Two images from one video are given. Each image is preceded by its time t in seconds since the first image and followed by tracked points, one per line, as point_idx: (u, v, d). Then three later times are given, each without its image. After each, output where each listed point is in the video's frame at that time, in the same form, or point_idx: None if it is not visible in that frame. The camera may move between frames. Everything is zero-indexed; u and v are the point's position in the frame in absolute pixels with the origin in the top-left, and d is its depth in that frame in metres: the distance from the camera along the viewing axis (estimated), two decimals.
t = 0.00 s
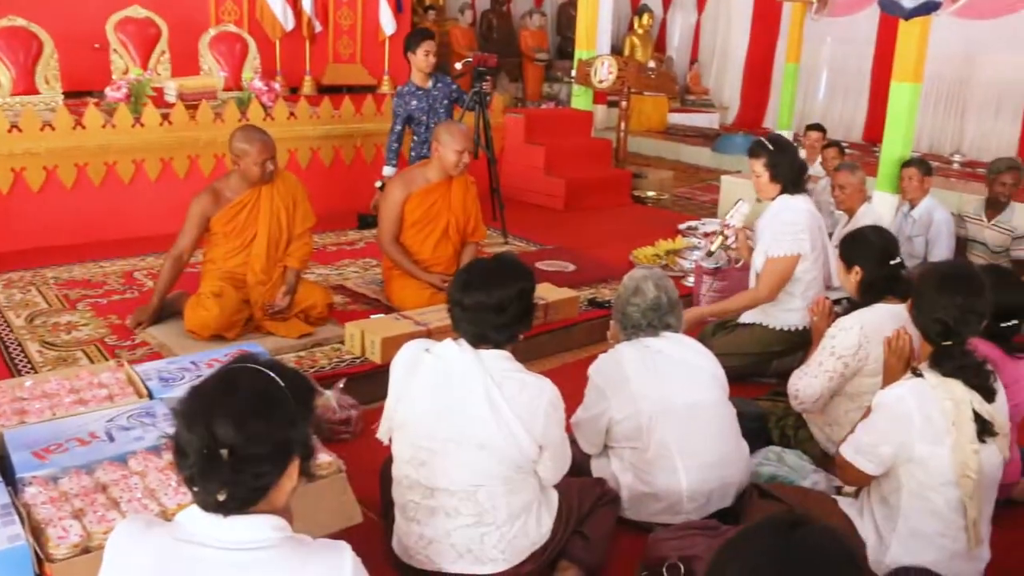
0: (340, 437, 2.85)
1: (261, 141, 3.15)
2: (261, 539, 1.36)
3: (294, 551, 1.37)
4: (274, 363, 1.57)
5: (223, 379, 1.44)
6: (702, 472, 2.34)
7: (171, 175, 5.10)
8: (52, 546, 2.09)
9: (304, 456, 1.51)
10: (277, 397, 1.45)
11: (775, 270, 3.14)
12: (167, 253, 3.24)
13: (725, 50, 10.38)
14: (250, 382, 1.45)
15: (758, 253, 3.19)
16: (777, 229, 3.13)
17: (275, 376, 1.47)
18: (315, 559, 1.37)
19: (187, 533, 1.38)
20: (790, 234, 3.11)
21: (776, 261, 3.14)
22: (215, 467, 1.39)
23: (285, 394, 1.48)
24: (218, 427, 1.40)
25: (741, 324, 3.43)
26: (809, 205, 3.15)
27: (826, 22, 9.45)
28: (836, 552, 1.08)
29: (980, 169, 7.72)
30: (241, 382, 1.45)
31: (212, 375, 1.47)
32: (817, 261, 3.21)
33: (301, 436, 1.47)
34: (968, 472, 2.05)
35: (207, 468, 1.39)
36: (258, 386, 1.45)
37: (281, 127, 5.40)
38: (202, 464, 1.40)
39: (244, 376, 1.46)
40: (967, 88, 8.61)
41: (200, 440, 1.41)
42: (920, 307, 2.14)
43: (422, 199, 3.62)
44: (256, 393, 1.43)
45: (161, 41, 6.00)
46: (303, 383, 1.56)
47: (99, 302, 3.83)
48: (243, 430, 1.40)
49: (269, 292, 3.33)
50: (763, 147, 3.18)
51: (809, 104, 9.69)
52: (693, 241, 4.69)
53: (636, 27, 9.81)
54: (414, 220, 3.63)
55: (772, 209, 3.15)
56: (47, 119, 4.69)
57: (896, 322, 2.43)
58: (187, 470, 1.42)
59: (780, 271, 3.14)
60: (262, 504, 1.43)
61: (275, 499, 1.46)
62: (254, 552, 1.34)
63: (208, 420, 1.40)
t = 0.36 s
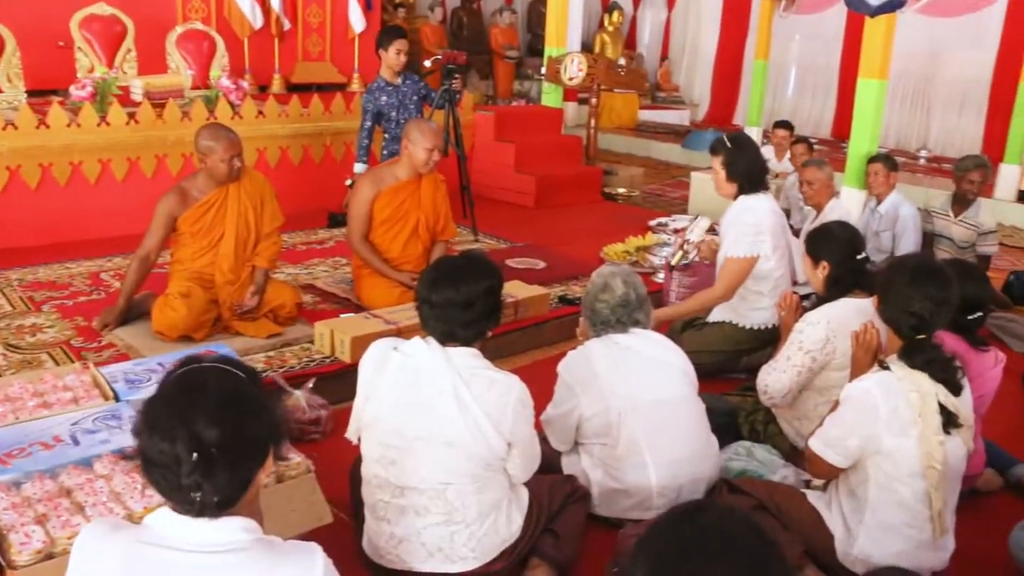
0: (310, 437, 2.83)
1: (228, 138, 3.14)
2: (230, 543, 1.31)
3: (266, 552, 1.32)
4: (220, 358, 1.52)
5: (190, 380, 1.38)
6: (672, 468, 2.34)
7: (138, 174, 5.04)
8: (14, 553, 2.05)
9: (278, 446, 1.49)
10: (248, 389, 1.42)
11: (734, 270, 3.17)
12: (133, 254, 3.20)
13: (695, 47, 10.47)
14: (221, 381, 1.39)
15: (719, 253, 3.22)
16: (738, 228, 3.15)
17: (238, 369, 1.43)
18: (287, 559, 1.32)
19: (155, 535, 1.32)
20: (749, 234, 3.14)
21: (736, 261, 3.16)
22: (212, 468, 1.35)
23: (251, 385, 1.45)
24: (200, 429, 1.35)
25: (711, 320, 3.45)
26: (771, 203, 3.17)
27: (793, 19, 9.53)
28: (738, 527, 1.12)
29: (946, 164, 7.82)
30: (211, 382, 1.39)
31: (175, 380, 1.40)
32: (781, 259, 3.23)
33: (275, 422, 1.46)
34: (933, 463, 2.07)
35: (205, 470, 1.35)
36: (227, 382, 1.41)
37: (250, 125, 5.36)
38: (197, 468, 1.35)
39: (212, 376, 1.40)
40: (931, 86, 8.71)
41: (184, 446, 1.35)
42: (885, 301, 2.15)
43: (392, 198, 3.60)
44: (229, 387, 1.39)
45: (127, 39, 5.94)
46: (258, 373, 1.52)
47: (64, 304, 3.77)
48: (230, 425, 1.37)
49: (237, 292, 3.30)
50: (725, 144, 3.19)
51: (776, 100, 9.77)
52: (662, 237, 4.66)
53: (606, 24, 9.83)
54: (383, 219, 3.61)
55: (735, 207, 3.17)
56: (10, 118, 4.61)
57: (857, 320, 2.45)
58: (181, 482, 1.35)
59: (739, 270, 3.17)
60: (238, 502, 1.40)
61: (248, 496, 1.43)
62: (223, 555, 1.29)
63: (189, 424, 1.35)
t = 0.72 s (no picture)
0: (279, 439, 2.80)
1: (194, 139, 3.11)
2: (191, 546, 1.29)
3: (230, 552, 1.30)
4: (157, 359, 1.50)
5: (144, 380, 1.36)
6: (640, 466, 2.33)
7: (103, 176, 5.00)
8: None
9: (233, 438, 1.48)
10: (198, 382, 1.41)
11: (705, 268, 3.16)
12: (98, 257, 3.16)
13: (665, 46, 10.53)
14: (172, 379, 1.37)
15: (691, 249, 3.21)
16: (710, 225, 3.15)
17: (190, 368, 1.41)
18: (251, 559, 1.30)
19: (117, 539, 1.29)
20: (720, 230, 3.13)
21: (706, 259, 3.15)
22: (177, 461, 1.33)
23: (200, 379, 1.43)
24: (156, 425, 1.33)
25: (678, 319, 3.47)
26: (741, 201, 3.18)
27: (760, 19, 9.62)
28: (647, 502, 1.23)
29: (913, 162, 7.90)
30: (160, 379, 1.37)
31: (122, 384, 1.37)
32: (751, 257, 3.24)
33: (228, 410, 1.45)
34: (898, 458, 2.08)
35: (170, 463, 1.32)
36: (177, 377, 1.39)
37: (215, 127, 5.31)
38: (161, 463, 1.32)
39: (162, 374, 1.38)
40: (897, 85, 8.82)
41: (142, 444, 1.32)
42: (848, 298, 2.17)
43: (360, 198, 3.59)
44: (180, 381, 1.38)
45: (91, 39, 5.87)
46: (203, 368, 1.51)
47: (28, 308, 3.72)
48: (187, 420, 1.35)
49: (204, 294, 3.27)
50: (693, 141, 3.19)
51: (745, 99, 9.84)
52: (632, 236, 4.68)
53: (575, 24, 9.86)
54: (351, 219, 3.59)
55: (708, 204, 3.18)
56: None
57: (822, 317, 2.47)
58: (145, 480, 1.32)
59: (710, 267, 3.16)
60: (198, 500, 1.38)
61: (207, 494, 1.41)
62: (186, 554, 1.27)
63: (145, 422, 1.32)
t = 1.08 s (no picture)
0: (245, 443, 2.77)
1: (157, 139, 3.07)
2: (147, 551, 1.27)
3: (185, 556, 1.28)
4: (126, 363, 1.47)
5: (87, 390, 1.32)
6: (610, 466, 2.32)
7: (65, 178, 4.92)
8: None
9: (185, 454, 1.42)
10: (149, 395, 1.36)
11: (682, 262, 3.16)
12: (59, 260, 3.11)
13: (635, 45, 10.55)
14: (120, 389, 1.33)
15: (668, 243, 3.22)
16: (685, 219, 3.15)
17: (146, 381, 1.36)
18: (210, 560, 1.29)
19: (68, 546, 1.27)
20: (695, 223, 3.13)
21: (683, 252, 3.15)
22: (104, 479, 1.28)
23: (154, 391, 1.38)
24: (94, 437, 1.29)
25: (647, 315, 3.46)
26: (718, 198, 3.18)
27: (727, 19, 9.68)
28: (601, 487, 1.27)
29: (879, 160, 7.98)
30: (107, 389, 1.33)
31: (70, 392, 1.34)
32: (723, 255, 3.25)
33: (180, 427, 1.39)
34: (864, 454, 2.09)
35: (95, 481, 1.28)
36: (126, 389, 1.35)
37: (180, 127, 5.24)
38: (88, 479, 1.28)
39: (109, 384, 1.34)
40: (863, 84, 8.91)
41: (77, 456, 1.28)
42: (813, 296, 2.17)
43: (326, 199, 3.55)
44: (126, 392, 1.33)
45: (52, 38, 5.78)
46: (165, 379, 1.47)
47: None
48: (122, 435, 1.30)
49: (169, 296, 3.23)
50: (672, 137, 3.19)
51: (714, 99, 9.89)
52: (601, 235, 4.70)
53: (544, 23, 9.86)
54: (318, 220, 3.56)
55: (687, 199, 3.18)
56: None
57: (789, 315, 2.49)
58: (70, 492, 1.29)
59: (687, 262, 3.16)
60: (148, 510, 1.34)
61: (159, 502, 1.37)
62: (142, 561, 1.25)
63: (82, 433, 1.29)
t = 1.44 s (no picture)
0: (212, 446, 2.75)
1: (121, 141, 3.03)
2: (117, 556, 1.27)
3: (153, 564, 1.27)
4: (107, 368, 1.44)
5: (62, 395, 1.30)
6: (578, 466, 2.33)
7: (27, 180, 4.84)
8: None
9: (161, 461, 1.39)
10: (125, 402, 1.34)
11: (640, 258, 3.19)
12: (21, 264, 3.06)
13: (603, 46, 10.60)
14: (97, 395, 1.32)
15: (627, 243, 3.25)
16: (646, 221, 3.18)
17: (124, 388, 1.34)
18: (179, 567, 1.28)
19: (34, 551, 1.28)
20: (656, 225, 3.16)
21: (642, 251, 3.19)
22: (72, 489, 1.26)
23: (132, 399, 1.36)
24: (66, 444, 1.27)
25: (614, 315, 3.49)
26: (679, 198, 3.21)
27: (695, 20, 9.74)
28: (599, 483, 1.26)
29: (844, 160, 8.08)
30: (82, 394, 1.31)
31: (47, 395, 1.32)
32: (686, 253, 3.29)
33: (155, 437, 1.37)
34: (829, 450, 2.11)
35: (63, 490, 1.26)
36: (102, 395, 1.33)
37: (145, 128, 5.19)
38: (57, 487, 1.26)
39: (86, 389, 1.32)
40: (829, 85, 9.01)
41: (48, 462, 1.27)
42: (779, 296, 2.19)
43: (293, 201, 3.54)
44: (102, 399, 1.31)
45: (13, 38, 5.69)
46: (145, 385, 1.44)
47: None
48: (95, 443, 1.28)
49: (134, 300, 3.19)
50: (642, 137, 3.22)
51: (682, 100, 9.96)
52: (569, 236, 4.72)
53: (513, 24, 9.87)
54: (285, 222, 3.54)
55: (644, 201, 3.20)
56: None
57: (751, 313, 2.53)
58: (40, 498, 1.27)
59: (645, 259, 3.19)
60: (121, 516, 1.32)
61: (133, 509, 1.34)
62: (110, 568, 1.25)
63: (54, 440, 1.27)
